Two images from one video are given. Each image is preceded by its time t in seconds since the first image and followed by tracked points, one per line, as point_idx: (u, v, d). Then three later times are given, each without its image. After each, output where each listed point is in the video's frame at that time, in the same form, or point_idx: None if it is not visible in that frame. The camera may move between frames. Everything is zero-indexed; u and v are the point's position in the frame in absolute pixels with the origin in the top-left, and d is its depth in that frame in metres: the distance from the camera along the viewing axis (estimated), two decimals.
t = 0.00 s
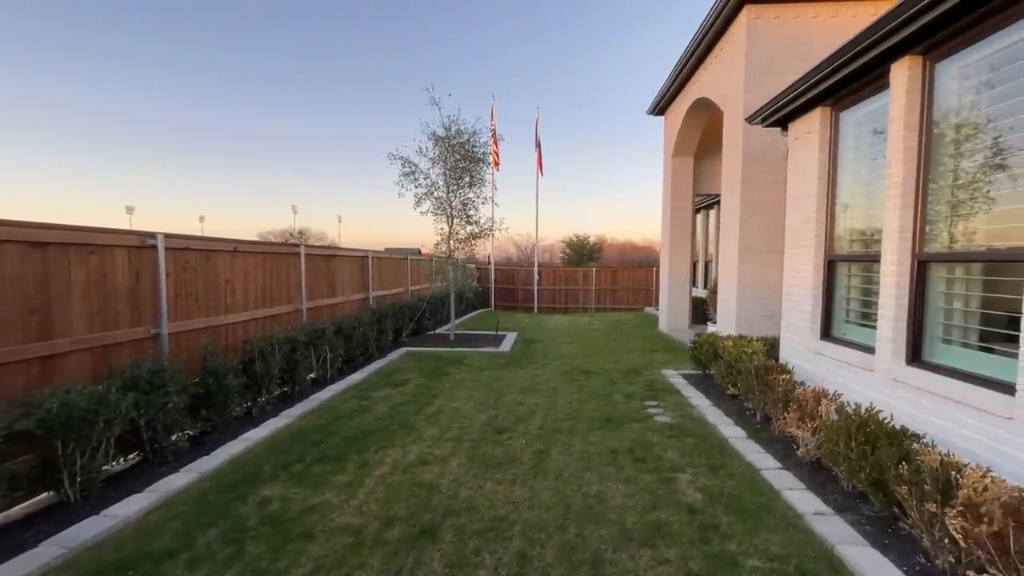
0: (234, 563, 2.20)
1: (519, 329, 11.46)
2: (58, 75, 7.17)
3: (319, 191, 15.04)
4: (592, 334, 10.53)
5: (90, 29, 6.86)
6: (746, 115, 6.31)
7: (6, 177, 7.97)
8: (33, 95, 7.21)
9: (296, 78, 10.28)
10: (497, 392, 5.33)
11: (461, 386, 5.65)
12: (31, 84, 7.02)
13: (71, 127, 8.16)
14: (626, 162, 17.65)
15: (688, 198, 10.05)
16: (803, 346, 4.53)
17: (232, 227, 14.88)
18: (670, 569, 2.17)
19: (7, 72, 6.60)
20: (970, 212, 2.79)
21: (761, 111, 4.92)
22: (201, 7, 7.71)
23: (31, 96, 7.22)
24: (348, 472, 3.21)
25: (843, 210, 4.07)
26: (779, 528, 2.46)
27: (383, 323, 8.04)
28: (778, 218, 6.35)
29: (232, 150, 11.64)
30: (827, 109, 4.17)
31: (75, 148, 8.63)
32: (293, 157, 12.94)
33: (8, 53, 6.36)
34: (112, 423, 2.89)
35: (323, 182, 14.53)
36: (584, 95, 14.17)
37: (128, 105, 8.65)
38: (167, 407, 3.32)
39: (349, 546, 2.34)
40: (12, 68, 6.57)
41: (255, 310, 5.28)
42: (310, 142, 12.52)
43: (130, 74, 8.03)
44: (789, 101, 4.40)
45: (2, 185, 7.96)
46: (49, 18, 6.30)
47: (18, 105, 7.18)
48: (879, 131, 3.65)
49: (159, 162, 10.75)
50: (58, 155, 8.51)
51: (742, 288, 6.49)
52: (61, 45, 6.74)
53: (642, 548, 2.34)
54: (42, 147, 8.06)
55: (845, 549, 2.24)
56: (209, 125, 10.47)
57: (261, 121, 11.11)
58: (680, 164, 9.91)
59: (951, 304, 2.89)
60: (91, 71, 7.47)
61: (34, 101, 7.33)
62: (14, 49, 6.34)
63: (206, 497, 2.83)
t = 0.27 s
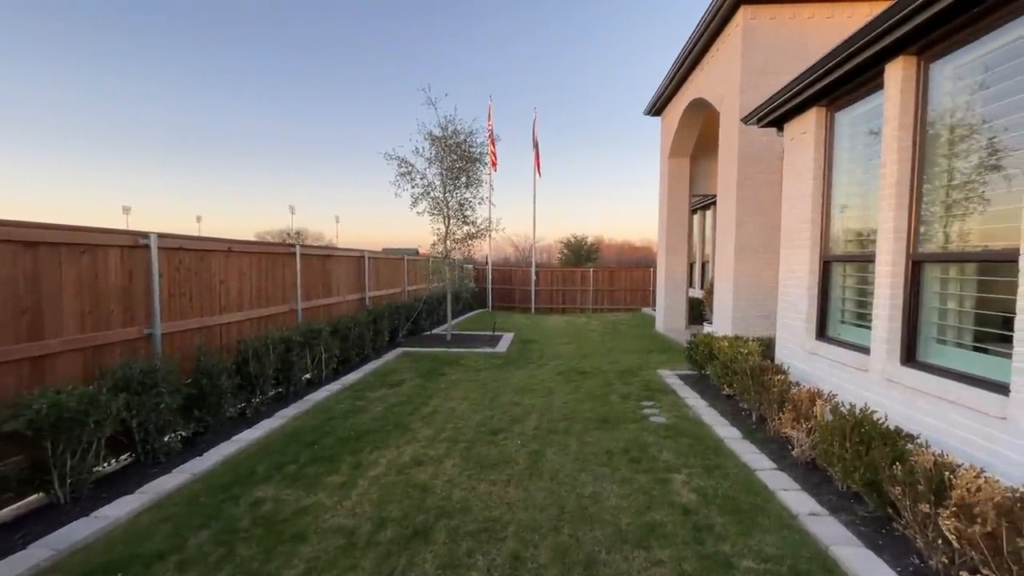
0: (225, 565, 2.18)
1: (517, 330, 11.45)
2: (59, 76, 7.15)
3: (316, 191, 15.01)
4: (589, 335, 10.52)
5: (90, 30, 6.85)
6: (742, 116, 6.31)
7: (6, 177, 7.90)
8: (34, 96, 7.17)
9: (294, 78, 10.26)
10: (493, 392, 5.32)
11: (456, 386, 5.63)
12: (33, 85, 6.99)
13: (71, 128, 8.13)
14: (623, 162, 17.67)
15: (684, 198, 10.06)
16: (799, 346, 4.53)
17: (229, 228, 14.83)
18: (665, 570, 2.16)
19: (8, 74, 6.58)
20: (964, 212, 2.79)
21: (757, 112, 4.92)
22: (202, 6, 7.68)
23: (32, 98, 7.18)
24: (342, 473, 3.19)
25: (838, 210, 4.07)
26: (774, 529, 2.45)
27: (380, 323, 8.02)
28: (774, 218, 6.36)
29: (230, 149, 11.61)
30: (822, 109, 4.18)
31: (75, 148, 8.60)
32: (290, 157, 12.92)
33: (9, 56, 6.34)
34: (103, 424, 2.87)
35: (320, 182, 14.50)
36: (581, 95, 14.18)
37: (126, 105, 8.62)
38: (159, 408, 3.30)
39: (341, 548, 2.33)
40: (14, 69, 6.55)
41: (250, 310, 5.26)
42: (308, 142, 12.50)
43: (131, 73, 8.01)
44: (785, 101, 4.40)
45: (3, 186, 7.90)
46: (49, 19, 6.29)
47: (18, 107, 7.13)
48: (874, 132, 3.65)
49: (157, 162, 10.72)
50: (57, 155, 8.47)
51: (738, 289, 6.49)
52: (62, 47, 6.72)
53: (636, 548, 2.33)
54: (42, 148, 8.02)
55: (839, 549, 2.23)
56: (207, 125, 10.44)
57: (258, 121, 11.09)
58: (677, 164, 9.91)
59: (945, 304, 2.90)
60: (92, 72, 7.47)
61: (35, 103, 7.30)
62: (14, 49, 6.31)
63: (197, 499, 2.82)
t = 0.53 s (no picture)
0: (227, 564, 2.19)
1: (516, 330, 11.46)
2: (59, 76, 7.17)
3: (314, 190, 14.99)
4: (587, 335, 10.46)
5: (91, 31, 6.87)
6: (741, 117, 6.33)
7: (6, 176, 7.90)
8: (35, 95, 7.19)
9: (293, 78, 10.27)
10: (492, 393, 5.33)
11: (456, 387, 5.64)
12: (33, 85, 7.01)
13: (71, 128, 8.15)
14: (622, 162, 17.69)
15: (683, 199, 10.08)
16: (798, 347, 4.55)
17: (227, 228, 14.82)
18: (665, 569, 2.17)
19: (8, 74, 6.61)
20: (961, 213, 2.81)
21: (756, 113, 4.94)
22: (204, 6, 7.71)
23: (33, 99, 7.21)
24: (342, 473, 3.20)
25: (837, 211, 4.09)
26: (773, 528, 2.47)
27: (379, 324, 8.02)
28: (773, 219, 6.37)
29: (230, 149, 11.61)
30: (820, 111, 4.20)
31: (75, 148, 8.62)
32: (289, 157, 12.92)
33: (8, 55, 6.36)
34: (104, 424, 2.88)
35: (319, 182, 14.50)
36: (580, 95, 14.21)
37: (125, 105, 8.65)
38: (160, 408, 3.31)
39: (342, 547, 2.33)
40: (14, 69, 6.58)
41: (249, 311, 5.26)
42: (306, 142, 12.51)
43: (130, 73, 8.03)
44: (784, 102, 4.41)
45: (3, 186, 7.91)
46: (51, 19, 6.31)
47: (19, 107, 7.14)
48: (872, 133, 3.67)
49: (156, 161, 10.72)
50: (57, 154, 8.48)
51: (737, 289, 6.51)
52: (63, 47, 6.74)
53: (636, 548, 2.34)
54: (42, 148, 8.04)
55: (837, 548, 2.25)
56: (205, 125, 10.44)
57: (257, 121, 11.09)
58: (676, 165, 9.93)
59: (942, 304, 2.91)
60: (91, 73, 7.50)
61: (36, 104, 7.34)
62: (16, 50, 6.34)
63: (198, 499, 2.82)
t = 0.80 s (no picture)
0: (237, 562, 2.21)
1: (516, 330, 11.49)
2: (60, 75, 7.16)
3: (313, 190, 14.99)
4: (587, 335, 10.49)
5: (91, 33, 6.91)
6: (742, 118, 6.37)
7: (5, 176, 7.80)
8: (35, 96, 7.19)
9: (293, 78, 10.29)
10: (494, 393, 5.35)
11: (458, 386, 5.66)
12: (34, 87, 7.04)
13: (71, 128, 8.16)
14: (621, 162, 17.74)
15: (682, 199, 10.12)
16: (798, 347, 4.59)
17: (226, 228, 14.81)
18: (670, 566, 2.20)
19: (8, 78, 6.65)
20: (961, 215, 2.85)
21: (757, 115, 4.97)
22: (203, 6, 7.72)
23: (34, 100, 7.24)
24: (348, 472, 3.22)
25: (837, 213, 4.12)
26: (776, 526, 2.50)
27: (380, 324, 8.04)
28: (773, 219, 6.41)
29: (228, 148, 11.61)
30: (821, 113, 4.23)
31: (75, 148, 8.63)
32: (288, 156, 12.93)
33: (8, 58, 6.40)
34: (111, 424, 2.90)
35: (318, 181, 14.50)
36: (579, 95, 14.25)
37: (123, 106, 8.70)
38: (166, 408, 3.33)
39: (351, 545, 2.36)
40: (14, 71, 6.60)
41: (252, 311, 5.27)
42: (306, 142, 12.52)
43: (130, 71, 8.02)
44: (785, 104, 4.45)
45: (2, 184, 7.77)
46: (51, 22, 6.36)
47: (19, 107, 7.13)
48: (872, 135, 3.71)
49: (155, 161, 10.72)
50: (58, 154, 8.49)
51: (737, 290, 6.54)
52: (64, 48, 6.75)
53: (641, 545, 2.37)
54: (43, 149, 8.05)
55: (840, 545, 2.28)
56: (204, 124, 10.44)
57: (257, 121, 11.10)
58: (676, 166, 9.97)
59: (942, 304, 2.95)
60: (91, 72, 7.49)
61: (37, 105, 7.36)
62: (15, 52, 6.36)
63: (205, 498, 2.84)
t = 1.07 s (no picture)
0: (250, 558, 2.25)
1: (516, 330, 11.53)
2: (59, 75, 7.18)
3: (314, 190, 14.99)
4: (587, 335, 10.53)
5: (89, 34, 6.93)
6: (742, 120, 6.42)
7: (7, 177, 7.83)
8: (35, 96, 7.22)
9: (294, 78, 10.32)
10: (497, 392, 5.39)
11: (461, 386, 5.70)
12: (34, 87, 7.07)
13: (71, 129, 8.19)
14: (621, 162, 17.80)
15: (683, 200, 10.17)
16: (799, 347, 4.64)
17: (226, 228, 14.82)
18: (674, 561, 2.24)
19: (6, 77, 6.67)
20: (960, 217, 2.90)
21: (757, 117, 5.02)
22: (203, 7, 7.73)
23: (33, 100, 7.27)
24: (355, 470, 3.26)
25: (837, 214, 4.17)
26: (778, 522, 2.54)
27: (382, 324, 8.08)
28: (773, 220, 6.46)
29: (228, 148, 11.63)
30: (821, 116, 4.28)
31: (75, 148, 8.65)
32: (288, 156, 12.95)
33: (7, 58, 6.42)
34: (122, 422, 2.94)
35: (318, 181, 14.52)
36: (579, 95, 14.31)
37: (123, 106, 8.70)
38: (174, 407, 3.36)
39: (361, 542, 2.40)
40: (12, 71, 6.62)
41: (256, 311, 5.30)
42: (306, 142, 12.54)
43: (130, 72, 8.04)
44: (785, 107, 4.50)
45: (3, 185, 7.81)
46: (51, 23, 6.39)
47: (18, 107, 7.16)
48: (871, 137, 3.76)
49: (155, 161, 10.75)
50: (58, 155, 8.52)
51: (738, 290, 6.59)
52: (63, 48, 6.79)
53: (646, 541, 2.42)
54: (42, 150, 8.08)
55: (841, 541, 2.32)
56: (202, 124, 10.47)
57: (257, 121, 11.13)
58: (676, 166, 10.01)
59: (941, 305, 3.00)
60: (91, 71, 7.50)
61: (37, 105, 7.39)
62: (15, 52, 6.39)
63: (215, 496, 2.88)
